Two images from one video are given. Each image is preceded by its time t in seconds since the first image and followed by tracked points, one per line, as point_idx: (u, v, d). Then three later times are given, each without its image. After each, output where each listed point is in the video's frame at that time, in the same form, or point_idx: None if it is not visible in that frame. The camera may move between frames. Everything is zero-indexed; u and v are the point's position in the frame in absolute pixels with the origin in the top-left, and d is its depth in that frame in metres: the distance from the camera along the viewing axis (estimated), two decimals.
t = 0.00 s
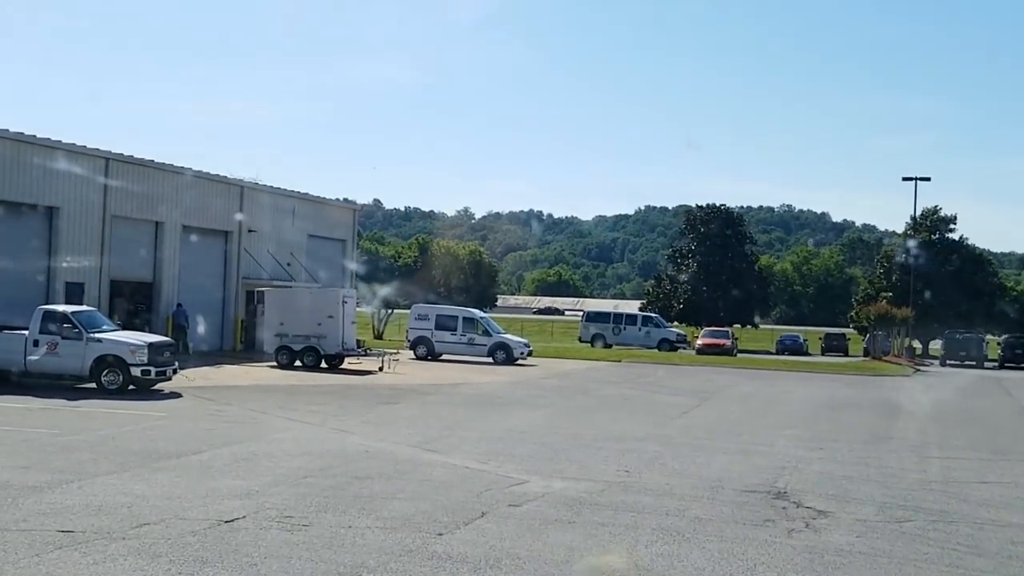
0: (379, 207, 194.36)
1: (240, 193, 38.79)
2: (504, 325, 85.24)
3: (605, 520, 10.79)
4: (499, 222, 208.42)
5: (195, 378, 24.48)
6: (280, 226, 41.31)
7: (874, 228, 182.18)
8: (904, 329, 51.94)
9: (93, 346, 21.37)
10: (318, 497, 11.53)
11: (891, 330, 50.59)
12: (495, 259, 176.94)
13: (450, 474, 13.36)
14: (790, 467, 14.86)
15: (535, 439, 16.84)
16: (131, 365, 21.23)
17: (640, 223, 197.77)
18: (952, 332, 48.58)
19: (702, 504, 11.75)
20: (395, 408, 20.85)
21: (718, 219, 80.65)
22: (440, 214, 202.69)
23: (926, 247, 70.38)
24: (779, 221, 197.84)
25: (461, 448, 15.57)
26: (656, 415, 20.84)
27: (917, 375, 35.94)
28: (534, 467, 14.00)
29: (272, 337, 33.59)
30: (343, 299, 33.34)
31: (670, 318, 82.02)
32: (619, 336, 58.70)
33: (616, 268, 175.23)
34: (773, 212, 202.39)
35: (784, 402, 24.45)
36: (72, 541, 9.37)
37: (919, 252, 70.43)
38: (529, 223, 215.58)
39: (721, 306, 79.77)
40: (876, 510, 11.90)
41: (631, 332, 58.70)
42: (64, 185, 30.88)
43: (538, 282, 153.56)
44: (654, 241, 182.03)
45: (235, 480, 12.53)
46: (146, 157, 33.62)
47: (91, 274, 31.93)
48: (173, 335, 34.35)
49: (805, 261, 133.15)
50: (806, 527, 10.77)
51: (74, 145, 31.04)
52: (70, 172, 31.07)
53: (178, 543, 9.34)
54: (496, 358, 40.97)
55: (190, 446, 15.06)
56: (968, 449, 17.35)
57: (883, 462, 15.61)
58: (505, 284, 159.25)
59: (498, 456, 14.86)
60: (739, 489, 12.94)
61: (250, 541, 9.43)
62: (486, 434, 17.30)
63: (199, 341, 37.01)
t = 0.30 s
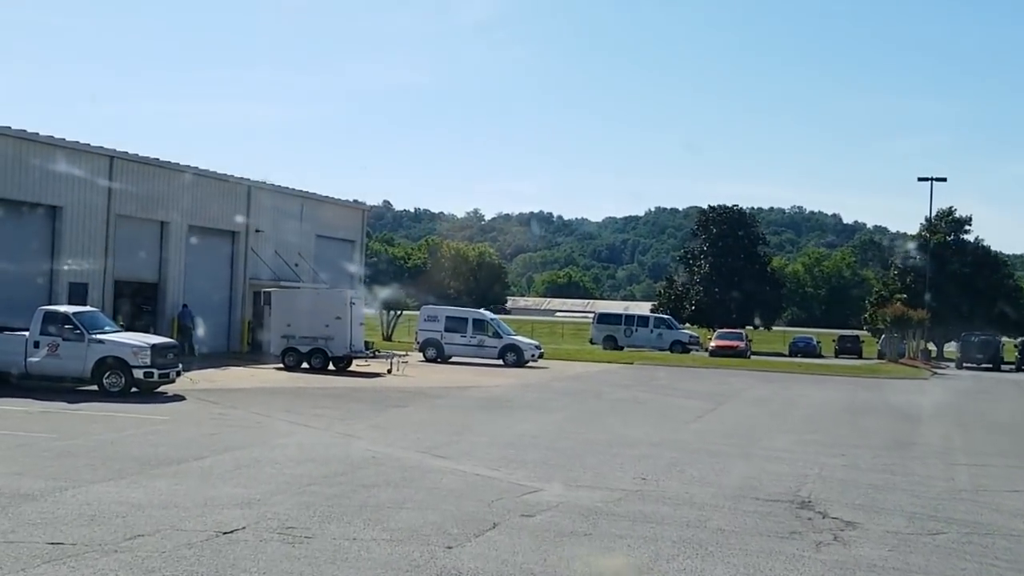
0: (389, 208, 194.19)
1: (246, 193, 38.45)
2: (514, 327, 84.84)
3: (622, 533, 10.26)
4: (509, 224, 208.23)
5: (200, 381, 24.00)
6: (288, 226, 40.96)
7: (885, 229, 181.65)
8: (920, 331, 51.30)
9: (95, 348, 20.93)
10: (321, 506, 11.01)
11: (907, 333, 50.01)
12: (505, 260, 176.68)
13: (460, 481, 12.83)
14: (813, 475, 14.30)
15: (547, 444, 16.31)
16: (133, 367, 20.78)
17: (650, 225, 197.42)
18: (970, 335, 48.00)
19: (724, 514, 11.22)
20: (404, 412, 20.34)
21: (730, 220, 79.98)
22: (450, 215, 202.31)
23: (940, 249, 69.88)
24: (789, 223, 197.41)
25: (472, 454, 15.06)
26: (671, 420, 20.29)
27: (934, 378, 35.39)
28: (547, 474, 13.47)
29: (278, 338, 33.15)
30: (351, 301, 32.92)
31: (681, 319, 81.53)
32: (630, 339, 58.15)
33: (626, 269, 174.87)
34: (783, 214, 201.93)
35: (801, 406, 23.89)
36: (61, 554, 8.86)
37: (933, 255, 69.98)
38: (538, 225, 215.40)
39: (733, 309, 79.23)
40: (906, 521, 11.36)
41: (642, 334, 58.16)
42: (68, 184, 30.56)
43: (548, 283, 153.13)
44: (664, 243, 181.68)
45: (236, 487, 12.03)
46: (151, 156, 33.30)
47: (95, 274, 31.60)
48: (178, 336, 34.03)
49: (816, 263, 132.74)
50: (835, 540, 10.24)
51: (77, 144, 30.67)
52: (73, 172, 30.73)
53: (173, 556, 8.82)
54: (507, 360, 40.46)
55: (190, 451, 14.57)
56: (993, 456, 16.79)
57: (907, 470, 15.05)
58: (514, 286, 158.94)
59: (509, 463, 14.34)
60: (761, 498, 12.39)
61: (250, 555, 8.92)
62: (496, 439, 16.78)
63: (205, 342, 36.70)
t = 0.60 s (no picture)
0: (398, 209, 194.01)
1: (252, 192, 38.07)
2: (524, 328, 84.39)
3: (641, 545, 9.74)
4: (519, 224, 207.84)
5: (205, 383, 23.54)
6: (295, 225, 40.58)
7: (896, 229, 180.74)
8: (936, 332, 50.65)
9: (96, 350, 20.50)
10: (324, 517, 10.50)
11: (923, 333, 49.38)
12: (515, 261, 176.27)
13: (470, 489, 12.32)
14: (837, 481, 13.75)
15: (560, 449, 15.79)
16: (135, 369, 20.36)
17: (660, 225, 196.82)
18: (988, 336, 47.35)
19: (747, 525, 10.69)
20: (414, 415, 19.83)
21: (741, 221, 79.18)
22: (459, 216, 201.91)
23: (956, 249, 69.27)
24: (800, 223, 196.65)
25: (482, 460, 14.55)
26: (687, 424, 19.75)
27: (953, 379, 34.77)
28: (561, 481, 12.95)
29: (285, 339, 32.67)
30: (358, 301, 32.44)
31: (692, 321, 81.00)
32: (642, 340, 57.60)
33: (636, 270, 174.27)
34: (794, 214, 201.16)
35: (819, 409, 23.32)
36: (48, 569, 8.36)
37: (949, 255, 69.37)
38: (548, 225, 214.95)
39: (745, 310, 78.66)
40: (939, 532, 10.81)
41: (654, 335, 57.60)
42: (71, 183, 30.19)
43: (558, 284, 152.62)
44: (675, 243, 181.08)
45: (236, 496, 11.54)
46: (156, 154, 32.93)
47: (98, 274, 31.22)
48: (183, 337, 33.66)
49: (827, 263, 132.03)
50: (866, 552, 9.71)
51: (80, 142, 30.29)
52: (76, 170, 30.34)
53: (166, 572, 8.32)
54: (517, 362, 39.95)
55: (190, 456, 14.08)
56: (1022, 461, 16.21)
57: (934, 476, 14.49)
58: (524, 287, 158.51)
59: (521, 469, 13.82)
60: (786, 507, 11.85)
61: (247, 570, 8.41)
62: (507, 444, 16.26)
63: (210, 343, 36.32)
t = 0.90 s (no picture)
0: (408, 209, 193.46)
1: (259, 189, 37.75)
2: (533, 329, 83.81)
3: (661, 558, 9.22)
4: (529, 225, 207.20)
5: (209, 384, 23.07)
6: (303, 223, 40.24)
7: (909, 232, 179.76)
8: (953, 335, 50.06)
9: (97, 349, 20.06)
10: (328, 526, 10.00)
11: (939, 337, 48.78)
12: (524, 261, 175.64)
13: (480, 496, 11.81)
14: (861, 490, 13.21)
15: (574, 455, 15.27)
16: (137, 369, 19.92)
17: (671, 226, 196.08)
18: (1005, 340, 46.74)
19: (773, 537, 10.17)
20: (423, 418, 19.33)
21: (755, 222, 78.71)
22: (469, 216, 201.31)
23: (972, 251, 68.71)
24: (811, 225, 195.84)
25: (493, 465, 14.04)
26: (703, 428, 19.23)
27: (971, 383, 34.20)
28: (575, 489, 12.44)
29: (293, 339, 32.27)
30: (366, 301, 32.02)
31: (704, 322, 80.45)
32: (654, 342, 57.06)
33: (646, 271, 173.53)
34: (805, 216, 200.31)
35: (837, 414, 22.78)
36: None
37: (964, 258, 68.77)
38: (558, 226, 214.30)
39: (758, 311, 78.08)
40: (974, 546, 10.28)
41: (666, 336, 57.05)
42: (75, 180, 29.89)
43: (568, 284, 151.92)
44: (686, 244, 180.34)
45: (236, 503, 11.05)
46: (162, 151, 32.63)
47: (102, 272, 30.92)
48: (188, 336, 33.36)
49: (839, 264, 131.30)
50: (898, 568, 9.18)
51: (84, 138, 29.99)
52: (80, 166, 30.04)
53: None
54: (528, 363, 39.45)
55: (190, 460, 13.59)
56: None
57: (962, 485, 13.95)
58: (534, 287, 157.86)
59: (533, 476, 13.31)
60: (811, 519, 11.32)
61: None
62: (518, 449, 15.76)
63: (217, 342, 36.03)
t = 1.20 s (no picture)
0: (416, 209, 192.95)
1: (264, 187, 37.38)
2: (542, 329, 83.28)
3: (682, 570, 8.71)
4: (537, 224, 206.67)
5: (213, 385, 22.62)
6: (309, 221, 39.87)
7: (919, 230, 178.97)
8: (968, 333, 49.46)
9: (98, 349, 19.64)
10: (331, 536, 9.51)
11: (955, 335, 48.16)
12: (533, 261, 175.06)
13: (491, 503, 11.32)
14: (888, 495, 12.69)
15: (588, 458, 14.78)
16: (139, 370, 19.49)
17: (680, 225, 195.47)
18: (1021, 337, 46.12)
19: (799, 546, 9.67)
20: (432, 420, 18.86)
21: (767, 220, 78.20)
22: (478, 216, 200.80)
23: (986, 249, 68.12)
24: (821, 223, 195.11)
25: (504, 469, 13.56)
26: (720, 429, 18.72)
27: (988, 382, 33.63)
28: (590, 494, 11.95)
29: (299, 339, 31.81)
30: (373, 300, 31.60)
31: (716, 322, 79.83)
32: (665, 341, 56.55)
33: (656, 270, 172.87)
34: (815, 214, 199.54)
35: (855, 414, 22.26)
36: None
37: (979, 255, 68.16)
38: (566, 225, 213.73)
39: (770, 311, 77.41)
40: (1011, 555, 9.77)
41: (678, 335, 56.55)
42: (78, 178, 29.54)
43: (577, 283, 151.33)
44: (695, 243, 179.67)
45: (236, 511, 10.57)
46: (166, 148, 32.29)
47: (105, 271, 30.56)
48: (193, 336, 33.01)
49: (850, 262, 130.63)
50: None
51: (87, 135, 29.64)
52: (82, 164, 29.68)
53: None
54: (538, 363, 38.98)
55: (191, 465, 13.12)
56: None
57: (991, 488, 13.43)
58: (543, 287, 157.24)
59: (546, 480, 12.82)
60: (838, 526, 10.80)
61: None
62: (529, 452, 15.26)
63: (221, 342, 35.67)
